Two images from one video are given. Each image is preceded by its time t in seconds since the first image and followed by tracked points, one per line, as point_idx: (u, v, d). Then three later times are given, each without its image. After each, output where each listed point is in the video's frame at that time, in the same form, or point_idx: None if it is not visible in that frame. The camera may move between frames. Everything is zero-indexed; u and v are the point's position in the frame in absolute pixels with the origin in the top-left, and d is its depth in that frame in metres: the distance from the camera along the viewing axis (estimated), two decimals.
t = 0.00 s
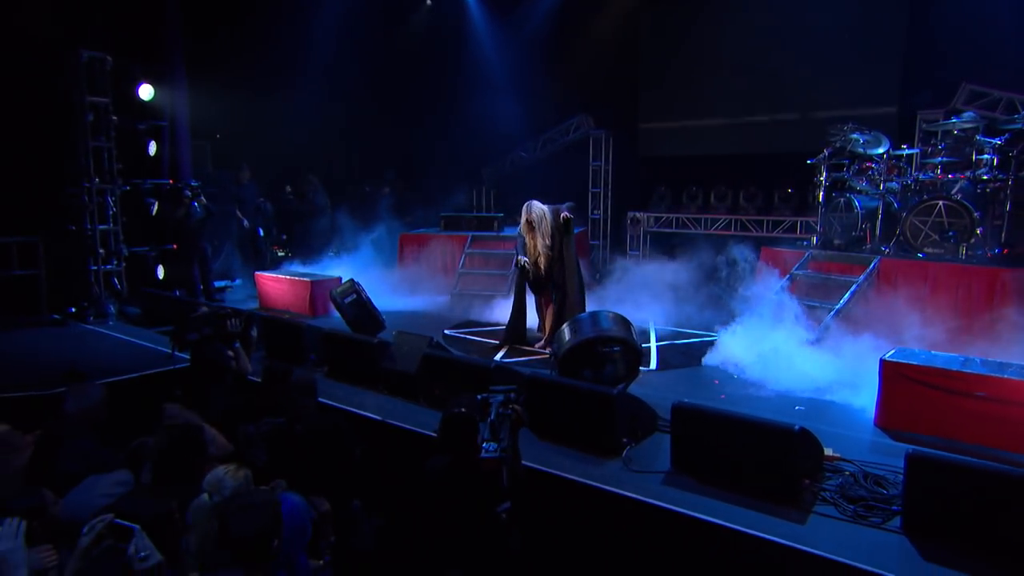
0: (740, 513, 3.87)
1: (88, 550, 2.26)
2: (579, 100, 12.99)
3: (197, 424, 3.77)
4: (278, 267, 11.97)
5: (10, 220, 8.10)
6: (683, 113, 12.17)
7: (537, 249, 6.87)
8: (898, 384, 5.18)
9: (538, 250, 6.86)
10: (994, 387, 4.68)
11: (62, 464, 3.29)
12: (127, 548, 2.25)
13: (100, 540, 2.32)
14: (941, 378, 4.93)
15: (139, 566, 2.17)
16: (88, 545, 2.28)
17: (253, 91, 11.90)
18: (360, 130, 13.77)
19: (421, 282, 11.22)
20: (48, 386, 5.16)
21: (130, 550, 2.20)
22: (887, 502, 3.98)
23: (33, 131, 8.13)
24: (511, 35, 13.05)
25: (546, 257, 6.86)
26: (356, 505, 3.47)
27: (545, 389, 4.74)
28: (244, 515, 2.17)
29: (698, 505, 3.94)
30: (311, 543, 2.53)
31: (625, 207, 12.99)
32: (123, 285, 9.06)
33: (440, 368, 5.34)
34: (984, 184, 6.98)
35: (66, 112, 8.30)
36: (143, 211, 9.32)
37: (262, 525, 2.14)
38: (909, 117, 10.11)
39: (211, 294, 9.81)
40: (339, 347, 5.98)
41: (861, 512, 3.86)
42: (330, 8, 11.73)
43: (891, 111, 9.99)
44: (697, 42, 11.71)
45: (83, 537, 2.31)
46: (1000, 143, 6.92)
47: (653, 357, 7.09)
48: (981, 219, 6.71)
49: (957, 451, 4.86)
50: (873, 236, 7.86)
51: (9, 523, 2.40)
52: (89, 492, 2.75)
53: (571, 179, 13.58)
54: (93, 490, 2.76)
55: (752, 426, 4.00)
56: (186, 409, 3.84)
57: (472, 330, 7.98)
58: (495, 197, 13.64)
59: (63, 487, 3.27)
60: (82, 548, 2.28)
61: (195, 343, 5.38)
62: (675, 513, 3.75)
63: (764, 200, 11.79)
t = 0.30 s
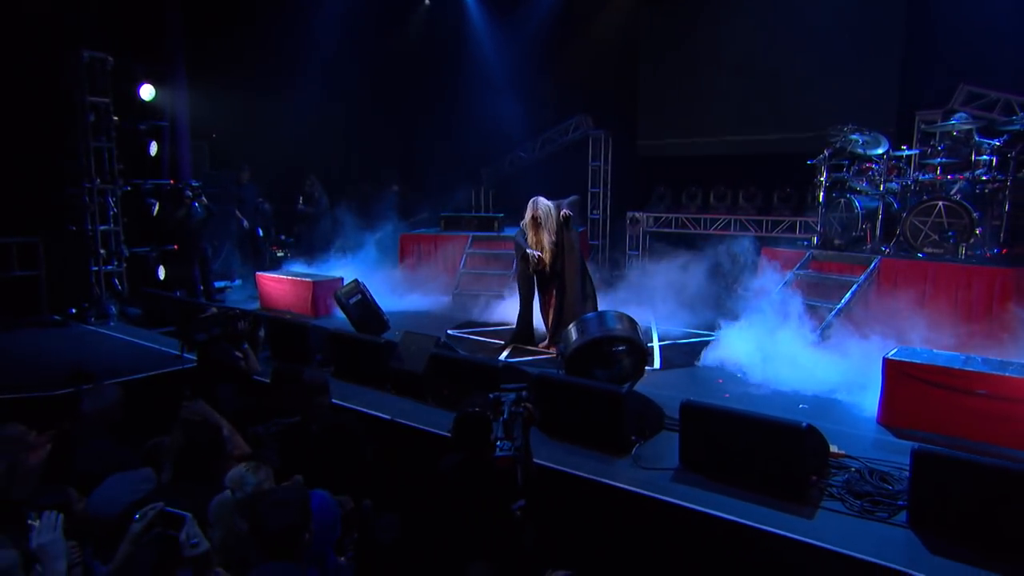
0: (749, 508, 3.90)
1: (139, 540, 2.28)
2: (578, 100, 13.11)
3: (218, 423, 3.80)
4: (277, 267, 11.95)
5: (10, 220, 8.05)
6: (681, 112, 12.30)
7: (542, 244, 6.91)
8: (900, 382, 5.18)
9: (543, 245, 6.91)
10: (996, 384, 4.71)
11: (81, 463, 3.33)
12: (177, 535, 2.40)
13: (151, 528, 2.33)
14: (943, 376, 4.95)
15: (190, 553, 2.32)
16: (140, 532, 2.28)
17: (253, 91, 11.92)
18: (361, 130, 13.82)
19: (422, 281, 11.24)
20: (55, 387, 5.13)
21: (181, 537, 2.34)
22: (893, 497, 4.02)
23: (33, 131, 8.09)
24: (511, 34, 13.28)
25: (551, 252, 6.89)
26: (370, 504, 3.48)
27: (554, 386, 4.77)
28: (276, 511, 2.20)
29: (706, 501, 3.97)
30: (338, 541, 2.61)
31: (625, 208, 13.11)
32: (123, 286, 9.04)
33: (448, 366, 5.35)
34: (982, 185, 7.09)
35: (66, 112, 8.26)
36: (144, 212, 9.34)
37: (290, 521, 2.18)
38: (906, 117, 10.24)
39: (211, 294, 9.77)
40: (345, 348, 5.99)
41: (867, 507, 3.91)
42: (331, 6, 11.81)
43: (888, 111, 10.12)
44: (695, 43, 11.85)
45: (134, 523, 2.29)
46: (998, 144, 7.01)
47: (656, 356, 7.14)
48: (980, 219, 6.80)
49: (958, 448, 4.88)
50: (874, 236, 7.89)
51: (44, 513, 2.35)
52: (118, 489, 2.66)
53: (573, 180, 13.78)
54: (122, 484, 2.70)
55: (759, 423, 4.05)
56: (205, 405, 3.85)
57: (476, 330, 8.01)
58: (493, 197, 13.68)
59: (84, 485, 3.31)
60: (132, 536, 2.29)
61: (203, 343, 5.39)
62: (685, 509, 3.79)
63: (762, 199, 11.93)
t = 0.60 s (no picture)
0: (750, 503, 3.97)
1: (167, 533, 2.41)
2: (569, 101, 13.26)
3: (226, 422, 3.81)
4: (269, 269, 11.88)
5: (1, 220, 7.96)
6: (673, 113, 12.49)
7: (539, 241, 6.97)
8: (891, 380, 5.27)
9: (539, 242, 6.97)
10: (985, 381, 4.81)
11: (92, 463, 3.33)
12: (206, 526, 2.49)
13: (178, 521, 2.45)
14: (934, 373, 5.05)
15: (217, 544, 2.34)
16: (166, 524, 2.42)
17: (246, 91, 11.91)
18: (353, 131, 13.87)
19: (417, 282, 11.26)
20: (54, 389, 5.09)
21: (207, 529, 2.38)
22: (888, 490, 4.11)
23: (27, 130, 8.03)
24: (503, 35, 13.23)
25: (547, 249, 6.98)
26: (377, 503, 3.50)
27: (556, 386, 4.82)
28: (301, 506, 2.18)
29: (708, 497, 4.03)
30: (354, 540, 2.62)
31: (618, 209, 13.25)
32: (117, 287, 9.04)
33: (449, 367, 5.37)
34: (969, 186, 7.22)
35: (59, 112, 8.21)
36: (136, 213, 9.28)
37: (318, 513, 2.17)
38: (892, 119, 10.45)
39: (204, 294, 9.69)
40: (345, 349, 6.00)
41: (864, 501, 3.99)
42: (325, 7, 11.88)
43: (875, 114, 10.34)
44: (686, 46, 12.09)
45: (161, 517, 2.42)
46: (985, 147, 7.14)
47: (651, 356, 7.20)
48: (968, 220, 6.96)
49: (949, 444, 4.99)
50: (864, 236, 8.07)
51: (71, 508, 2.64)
52: (142, 484, 2.67)
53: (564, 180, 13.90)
54: (138, 481, 2.69)
55: (759, 420, 4.12)
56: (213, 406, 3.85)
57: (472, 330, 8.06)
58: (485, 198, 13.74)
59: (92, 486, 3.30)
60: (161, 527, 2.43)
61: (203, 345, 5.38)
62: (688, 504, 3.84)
63: (753, 200, 12.15)
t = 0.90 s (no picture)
0: (742, 495, 4.06)
1: (184, 527, 2.32)
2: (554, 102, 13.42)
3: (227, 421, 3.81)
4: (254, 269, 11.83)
5: None
6: (657, 113, 12.66)
7: (526, 235, 7.03)
8: (874, 375, 5.42)
9: (527, 236, 7.03)
10: (965, 374, 4.95)
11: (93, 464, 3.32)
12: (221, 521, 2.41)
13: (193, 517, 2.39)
14: (916, 368, 5.19)
15: (232, 537, 2.32)
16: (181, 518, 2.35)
17: (231, 90, 11.85)
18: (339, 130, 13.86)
19: (405, 282, 11.26)
20: (44, 391, 5.04)
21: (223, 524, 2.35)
22: (875, 481, 4.22)
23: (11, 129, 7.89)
24: (489, 36, 13.58)
25: (534, 244, 7.04)
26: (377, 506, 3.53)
27: (551, 383, 4.88)
28: (318, 498, 2.21)
29: (702, 488, 4.12)
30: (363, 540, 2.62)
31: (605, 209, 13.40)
32: (101, 289, 8.85)
33: (444, 366, 5.40)
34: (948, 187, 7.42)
35: (41, 111, 8.07)
36: (122, 214, 9.16)
37: (334, 504, 2.19)
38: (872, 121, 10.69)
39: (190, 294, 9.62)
40: (338, 348, 5.99)
41: (852, 491, 4.10)
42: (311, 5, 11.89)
43: (854, 116, 10.59)
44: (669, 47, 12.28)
45: (175, 513, 2.34)
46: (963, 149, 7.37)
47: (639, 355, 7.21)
48: (946, 219, 7.17)
49: (931, 436, 5.13)
50: (847, 235, 8.25)
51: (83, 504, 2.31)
52: (149, 482, 2.69)
53: (549, 179, 14.02)
54: (148, 478, 2.71)
55: (750, 414, 4.22)
56: (213, 405, 3.85)
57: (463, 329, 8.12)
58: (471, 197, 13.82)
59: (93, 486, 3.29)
60: (176, 522, 2.35)
61: (197, 345, 5.38)
62: (684, 497, 3.92)
63: (737, 199, 12.33)
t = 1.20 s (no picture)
0: (733, 486, 4.16)
1: (199, 521, 2.29)
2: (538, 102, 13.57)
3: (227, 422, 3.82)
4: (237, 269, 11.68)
5: None
6: (639, 114, 12.84)
7: (513, 231, 7.09)
8: (854, 370, 5.57)
9: (514, 233, 7.09)
10: (943, 368, 5.11)
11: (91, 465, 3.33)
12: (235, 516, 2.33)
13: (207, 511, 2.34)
14: (897, 362, 5.35)
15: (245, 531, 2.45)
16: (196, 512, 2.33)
17: (214, 89, 11.77)
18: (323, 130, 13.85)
19: (391, 282, 11.26)
20: (33, 393, 5.00)
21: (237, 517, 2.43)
22: (859, 471, 4.36)
23: None
24: (472, 35, 13.72)
25: (521, 240, 7.10)
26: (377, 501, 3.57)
27: (546, 379, 4.92)
28: (337, 490, 2.27)
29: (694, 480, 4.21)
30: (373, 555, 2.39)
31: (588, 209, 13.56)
32: (83, 290, 8.74)
33: (436, 365, 5.43)
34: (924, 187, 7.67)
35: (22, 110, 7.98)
36: (104, 214, 9.00)
37: (351, 495, 2.26)
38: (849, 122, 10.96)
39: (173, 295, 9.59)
40: (329, 347, 6.00)
41: (838, 481, 4.22)
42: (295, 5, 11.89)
43: (832, 118, 10.86)
44: (651, 49, 12.47)
45: (189, 506, 2.33)
46: (939, 150, 7.62)
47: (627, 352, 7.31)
48: (923, 219, 7.41)
49: (912, 428, 5.29)
50: (827, 234, 8.45)
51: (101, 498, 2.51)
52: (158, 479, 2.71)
53: (533, 180, 14.15)
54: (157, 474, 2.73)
55: (739, 408, 4.33)
56: (212, 404, 3.87)
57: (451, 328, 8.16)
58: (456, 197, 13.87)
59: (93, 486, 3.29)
60: (190, 516, 2.32)
61: (188, 346, 5.38)
62: (677, 489, 4.01)
63: (718, 199, 12.55)
